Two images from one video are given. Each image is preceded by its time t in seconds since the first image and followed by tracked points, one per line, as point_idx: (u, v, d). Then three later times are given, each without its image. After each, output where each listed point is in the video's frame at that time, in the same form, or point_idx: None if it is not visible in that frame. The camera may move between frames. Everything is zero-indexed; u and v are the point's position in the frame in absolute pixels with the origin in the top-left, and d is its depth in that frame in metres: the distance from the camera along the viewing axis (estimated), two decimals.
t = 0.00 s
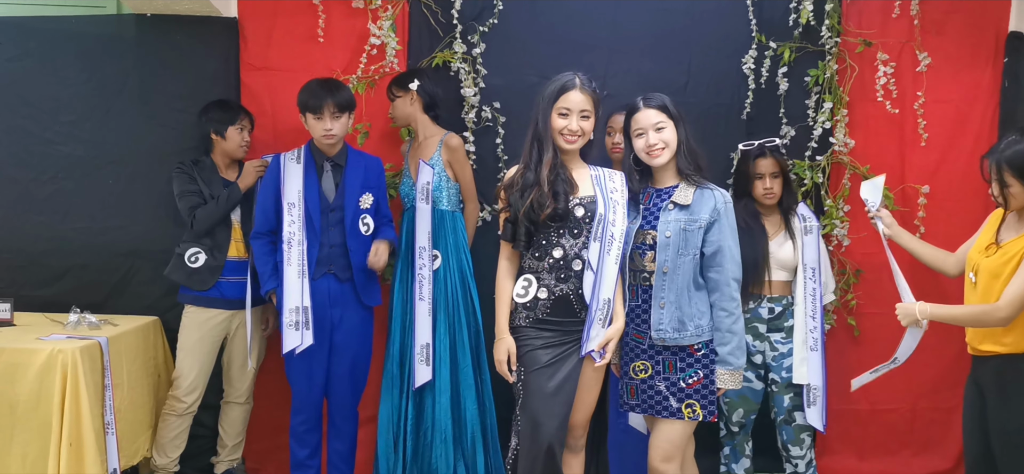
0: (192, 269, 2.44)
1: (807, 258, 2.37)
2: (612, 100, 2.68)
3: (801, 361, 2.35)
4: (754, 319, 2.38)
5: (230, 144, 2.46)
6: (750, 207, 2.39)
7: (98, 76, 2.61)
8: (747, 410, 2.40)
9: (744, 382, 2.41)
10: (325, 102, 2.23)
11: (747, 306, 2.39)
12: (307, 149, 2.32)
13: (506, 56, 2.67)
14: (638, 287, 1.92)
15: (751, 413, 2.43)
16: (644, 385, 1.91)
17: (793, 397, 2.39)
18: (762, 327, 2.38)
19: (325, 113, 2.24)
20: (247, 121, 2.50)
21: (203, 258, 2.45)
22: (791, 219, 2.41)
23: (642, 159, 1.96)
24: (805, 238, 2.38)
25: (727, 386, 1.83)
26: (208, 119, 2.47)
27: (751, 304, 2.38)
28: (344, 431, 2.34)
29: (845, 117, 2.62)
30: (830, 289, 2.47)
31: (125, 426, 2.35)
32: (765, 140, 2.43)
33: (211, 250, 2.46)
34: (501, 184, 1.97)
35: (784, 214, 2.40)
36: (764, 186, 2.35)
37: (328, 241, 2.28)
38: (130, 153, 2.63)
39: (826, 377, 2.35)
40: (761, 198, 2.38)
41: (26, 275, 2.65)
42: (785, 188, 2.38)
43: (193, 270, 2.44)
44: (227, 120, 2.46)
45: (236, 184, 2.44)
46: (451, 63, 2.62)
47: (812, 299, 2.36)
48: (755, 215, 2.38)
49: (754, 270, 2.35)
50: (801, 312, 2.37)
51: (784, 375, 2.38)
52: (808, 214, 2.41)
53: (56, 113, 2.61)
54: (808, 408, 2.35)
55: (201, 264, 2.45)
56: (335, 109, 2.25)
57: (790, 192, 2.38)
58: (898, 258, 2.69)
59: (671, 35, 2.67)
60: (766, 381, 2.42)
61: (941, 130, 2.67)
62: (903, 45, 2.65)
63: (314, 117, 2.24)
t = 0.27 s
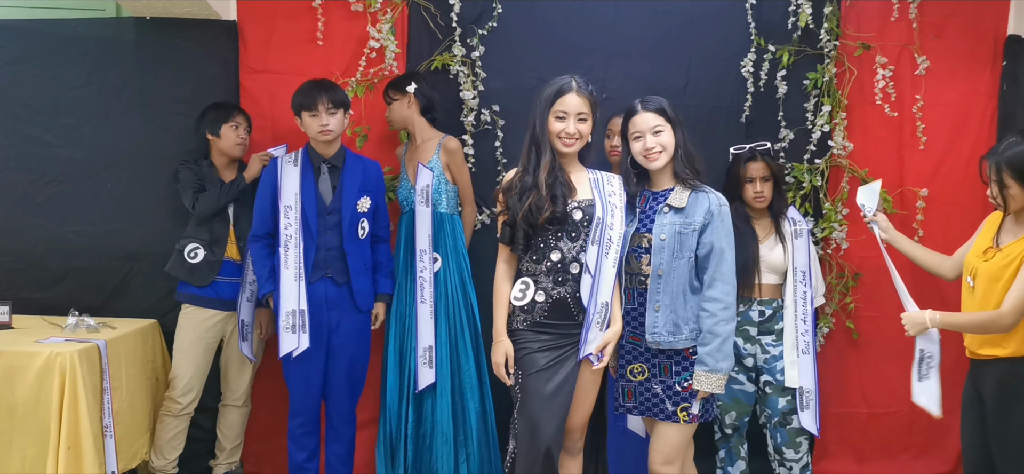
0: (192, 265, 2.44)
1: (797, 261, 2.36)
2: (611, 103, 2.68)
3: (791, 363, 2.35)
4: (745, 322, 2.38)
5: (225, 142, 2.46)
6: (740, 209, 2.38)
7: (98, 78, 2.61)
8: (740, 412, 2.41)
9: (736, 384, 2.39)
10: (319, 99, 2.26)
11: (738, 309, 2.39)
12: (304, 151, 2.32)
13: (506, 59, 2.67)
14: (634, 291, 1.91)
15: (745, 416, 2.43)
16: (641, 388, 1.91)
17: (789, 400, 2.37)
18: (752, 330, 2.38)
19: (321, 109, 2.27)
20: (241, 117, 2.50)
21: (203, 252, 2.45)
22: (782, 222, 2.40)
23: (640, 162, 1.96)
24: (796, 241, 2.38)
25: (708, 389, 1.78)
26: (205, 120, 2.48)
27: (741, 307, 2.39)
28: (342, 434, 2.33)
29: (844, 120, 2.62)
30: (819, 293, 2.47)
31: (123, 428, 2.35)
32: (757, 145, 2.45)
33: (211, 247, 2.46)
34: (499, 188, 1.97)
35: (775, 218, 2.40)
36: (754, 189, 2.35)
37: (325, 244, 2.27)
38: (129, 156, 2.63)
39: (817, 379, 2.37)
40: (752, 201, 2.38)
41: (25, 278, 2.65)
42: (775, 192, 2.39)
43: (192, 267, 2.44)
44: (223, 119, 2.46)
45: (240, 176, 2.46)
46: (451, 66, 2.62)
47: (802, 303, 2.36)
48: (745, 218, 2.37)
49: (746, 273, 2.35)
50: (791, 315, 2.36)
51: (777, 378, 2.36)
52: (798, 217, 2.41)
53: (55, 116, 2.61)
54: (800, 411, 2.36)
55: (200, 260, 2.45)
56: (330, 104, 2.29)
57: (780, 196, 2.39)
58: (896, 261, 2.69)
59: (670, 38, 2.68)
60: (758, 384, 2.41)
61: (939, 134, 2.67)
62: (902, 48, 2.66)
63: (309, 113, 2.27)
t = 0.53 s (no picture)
0: (186, 273, 2.45)
1: (791, 264, 2.37)
2: (611, 105, 2.68)
3: (786, 366, 2.35)
4: (740, 325, 2.37)
5: (237, 147, 2.46)
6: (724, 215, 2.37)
7: (97, 81, 2.61)
8: (736, 415, 2.41)
9: (732, 387, 2.40)
10: (318, 99, 2.27)
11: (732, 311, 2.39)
12: (303, 154, 2.32)
13: (505, 62, 2.67)
14: (633, 294, 1.91)
15: (742, 418, 2.43)
16: (639, 391, 1.91)
17: (782, 403, 2.37)
18: (747, 333, 2.37)
19: (319, 110, 2.28)
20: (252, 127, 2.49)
21: (196, 262, 2.45)
22: (774, 223, 2.39)
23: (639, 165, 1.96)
24: (790, 244, 2.39)
25: (698, 390, 1.77)
26: (213, 123, 2.46)
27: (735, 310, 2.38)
28: (341, 437, 2.33)
29: (843, 122, 2.63)
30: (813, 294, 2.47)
31: (122, 431, 2.34)
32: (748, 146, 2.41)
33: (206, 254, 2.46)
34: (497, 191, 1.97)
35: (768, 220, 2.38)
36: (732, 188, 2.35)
37: (323, 245, 2.27)
38: (128, 158, 2.63)
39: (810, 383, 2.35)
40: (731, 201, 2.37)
41: (25, 281, 2.65)
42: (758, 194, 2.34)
43: (188, 274, 2.45)
44: (235, 123, 2.45)
45: (227, 199, 2.42)
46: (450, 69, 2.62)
47: (795, 305, 2.37)
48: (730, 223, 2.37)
49: (737, 275, 2.36)
50: (786, 319, 2.36)
51: (771, 381, 2.36)
52: (792, 219, 2.40)
53: (55, 118, 2.61)
54: (792, 413, 2.35)
55: (194, 269, 2.45)
56: (329, 106, 2.29)
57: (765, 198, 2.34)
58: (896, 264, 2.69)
59: (669, 41, 2.68)
60: (753, 386, 2.41)
61: (938, 136, 2.67)
62: (901, 51, 2.66)
63: (308, 114, 2.27)
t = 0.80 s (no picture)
0: (188, 274, 2.44)
1: (788, 265, 2.35)
2: (611, 106, 2.68)
3: (783, 368, 2.35)
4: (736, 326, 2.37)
5: (239, 148, 2.46)
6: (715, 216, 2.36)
7: (98, 82, 2.61)
8: (734, 415, 2.41)
9: (730, 387, 2.39)
10: (319, 99, 2.27)
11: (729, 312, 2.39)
12: (304, 155, 2.33)
13: (505, 63, 2.67)
14: (633, 295, 1.92)
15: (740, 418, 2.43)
16: (640, 393, 1.91)
17: (780, 404, 2.38)
18: (743, 334, 2.37)
19: (320, 110, 2.28)
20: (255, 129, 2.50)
21: (199, 263, 2.45)
22: (771, 223, 2.39)
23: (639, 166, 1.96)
24: (788, 245, 2.37)
25: (699, 391, 1.77)
26: (217, 124, 2.46)
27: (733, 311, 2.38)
28: (341, 438, 2.33)
29: (843, 123, 2.63)
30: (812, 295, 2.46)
31: (122, 432, 2.34)
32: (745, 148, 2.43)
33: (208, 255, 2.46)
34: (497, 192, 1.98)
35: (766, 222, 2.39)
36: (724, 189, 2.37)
37: (323, 246, 2.27)
38: (128, 160, 2.63)
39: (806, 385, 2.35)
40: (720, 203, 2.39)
41: (25, 282, 2.65)
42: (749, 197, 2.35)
43: (190, 275, 2.44)
44: (238, 124, 2.46)
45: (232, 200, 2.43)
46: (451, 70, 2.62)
47: (794, 307, 2.35)
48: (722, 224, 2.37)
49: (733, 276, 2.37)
50: (784, 320, 2.35)
51: (768, 382, 2.36)
52: (790, 219, 2.39)
53: (55, 119, 2.61)
54: (788, 415, 2.36)
55: (196, 269, 2.44)
56: (330, 107, 2.29)
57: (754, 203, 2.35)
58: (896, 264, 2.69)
59: (670, 41, 2.68)
60: (751, 388, 2.41)
61: (938, 137, 2.67)
62: (901, 52, 2.66)
63: (309, 115, 2.27)
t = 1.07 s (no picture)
0: (188, 275, 2.44)
1: (786, 265, 2.35)
2: (610, 106, 2.68)
3: (778, 369, 2.33)
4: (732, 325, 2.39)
5: (236, 148, 2.45)
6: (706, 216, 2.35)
7: (97, 82, 2.61)
8: (732, 414, 2.41)
9: (728, 387, 2.40)
10: (320, 100, 2.27)
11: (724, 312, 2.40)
12: (304, 154, 2.32)
13: (505, 62, 2.67)
14: (633, 295, 1.92)
15: (739, 417, 2.43)
16: (639, 392, 1.91)
17: (775, 404, 2.38)
18: (739, 334, 2.38)
19: (322, 111, 2.27)
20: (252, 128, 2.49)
21: (199, 263, 2.44)
22: (769, 223, 2.39)
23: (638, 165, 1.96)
24: (785, 244, 2.37)
25: (700, 391, 1.76)
26: (214, 124, 2.46)
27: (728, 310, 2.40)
28: (341, 438, 2.33)
29: (843, 122, 2.63)
30: (810, 297, 2.45)
31: (122, 432, 2.34)
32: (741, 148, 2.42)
33: (207, 256, 2.46)
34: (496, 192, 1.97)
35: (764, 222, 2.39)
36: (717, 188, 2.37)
37: (324, 247, 2.27)
38: (128, 159, 2.63)
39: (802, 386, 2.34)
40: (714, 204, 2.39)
41: (25, 282, 2.65)
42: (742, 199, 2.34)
43: (189, 276, 2.44)
44: (235, 124, 2.46)
45: (231, 200, 2.43)
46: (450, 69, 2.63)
47: (790, 307, 2.35)
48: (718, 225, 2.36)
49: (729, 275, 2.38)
50: (779, 321, 2.34)
51: (765, 382, 2.36)
52: (789, 219, 2.38)
53: (55, 120, 2.61)
54: (784, 417, 2.34)
55: (196, 270, 2.44)
56: (331, 107, 2.29)
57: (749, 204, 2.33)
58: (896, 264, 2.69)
59: (669, 41, 2.68)
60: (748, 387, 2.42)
61: (938, 136, 2.67)
62: (900, 51, 2.66)
63: (310, 115, 2.27)
